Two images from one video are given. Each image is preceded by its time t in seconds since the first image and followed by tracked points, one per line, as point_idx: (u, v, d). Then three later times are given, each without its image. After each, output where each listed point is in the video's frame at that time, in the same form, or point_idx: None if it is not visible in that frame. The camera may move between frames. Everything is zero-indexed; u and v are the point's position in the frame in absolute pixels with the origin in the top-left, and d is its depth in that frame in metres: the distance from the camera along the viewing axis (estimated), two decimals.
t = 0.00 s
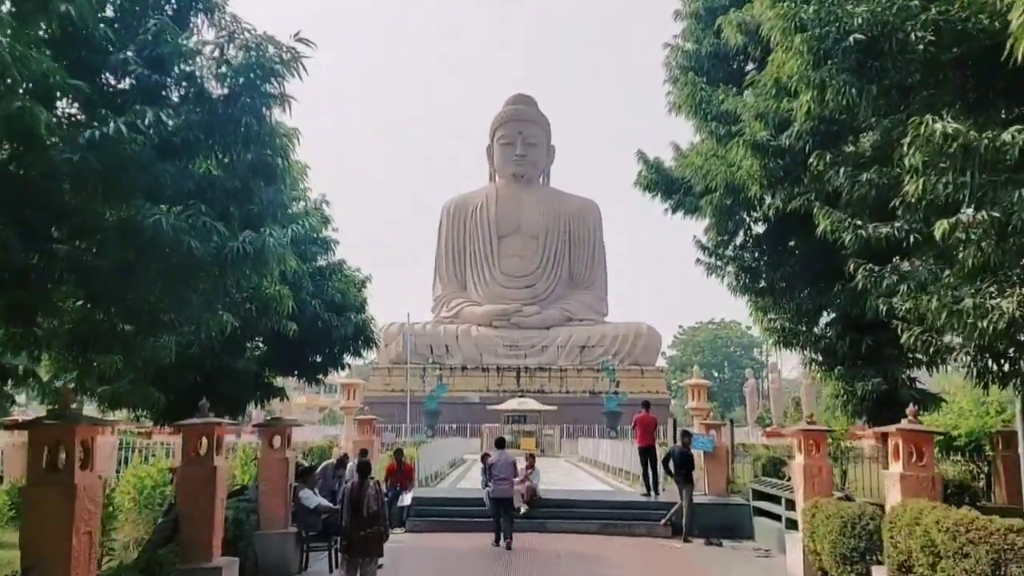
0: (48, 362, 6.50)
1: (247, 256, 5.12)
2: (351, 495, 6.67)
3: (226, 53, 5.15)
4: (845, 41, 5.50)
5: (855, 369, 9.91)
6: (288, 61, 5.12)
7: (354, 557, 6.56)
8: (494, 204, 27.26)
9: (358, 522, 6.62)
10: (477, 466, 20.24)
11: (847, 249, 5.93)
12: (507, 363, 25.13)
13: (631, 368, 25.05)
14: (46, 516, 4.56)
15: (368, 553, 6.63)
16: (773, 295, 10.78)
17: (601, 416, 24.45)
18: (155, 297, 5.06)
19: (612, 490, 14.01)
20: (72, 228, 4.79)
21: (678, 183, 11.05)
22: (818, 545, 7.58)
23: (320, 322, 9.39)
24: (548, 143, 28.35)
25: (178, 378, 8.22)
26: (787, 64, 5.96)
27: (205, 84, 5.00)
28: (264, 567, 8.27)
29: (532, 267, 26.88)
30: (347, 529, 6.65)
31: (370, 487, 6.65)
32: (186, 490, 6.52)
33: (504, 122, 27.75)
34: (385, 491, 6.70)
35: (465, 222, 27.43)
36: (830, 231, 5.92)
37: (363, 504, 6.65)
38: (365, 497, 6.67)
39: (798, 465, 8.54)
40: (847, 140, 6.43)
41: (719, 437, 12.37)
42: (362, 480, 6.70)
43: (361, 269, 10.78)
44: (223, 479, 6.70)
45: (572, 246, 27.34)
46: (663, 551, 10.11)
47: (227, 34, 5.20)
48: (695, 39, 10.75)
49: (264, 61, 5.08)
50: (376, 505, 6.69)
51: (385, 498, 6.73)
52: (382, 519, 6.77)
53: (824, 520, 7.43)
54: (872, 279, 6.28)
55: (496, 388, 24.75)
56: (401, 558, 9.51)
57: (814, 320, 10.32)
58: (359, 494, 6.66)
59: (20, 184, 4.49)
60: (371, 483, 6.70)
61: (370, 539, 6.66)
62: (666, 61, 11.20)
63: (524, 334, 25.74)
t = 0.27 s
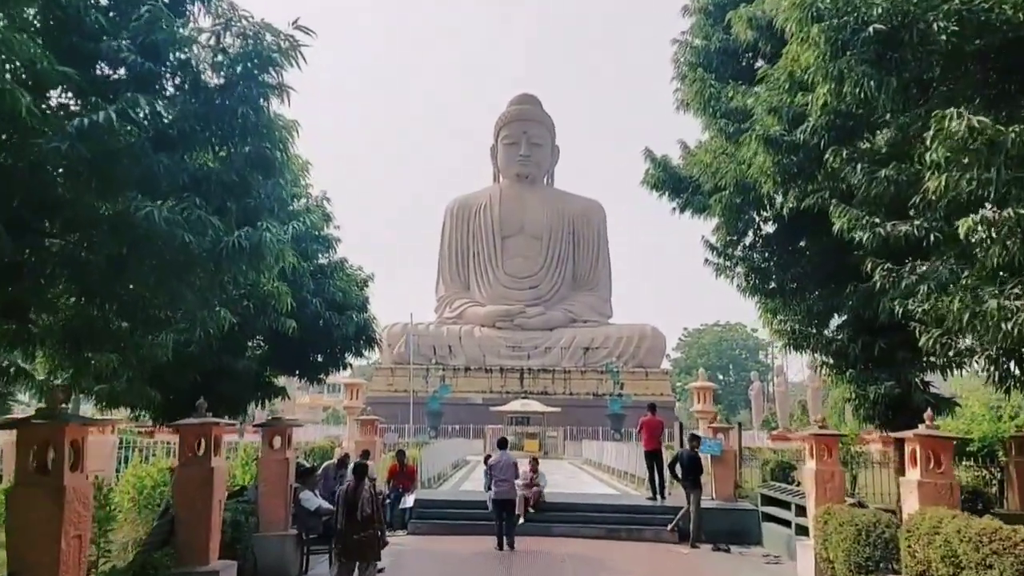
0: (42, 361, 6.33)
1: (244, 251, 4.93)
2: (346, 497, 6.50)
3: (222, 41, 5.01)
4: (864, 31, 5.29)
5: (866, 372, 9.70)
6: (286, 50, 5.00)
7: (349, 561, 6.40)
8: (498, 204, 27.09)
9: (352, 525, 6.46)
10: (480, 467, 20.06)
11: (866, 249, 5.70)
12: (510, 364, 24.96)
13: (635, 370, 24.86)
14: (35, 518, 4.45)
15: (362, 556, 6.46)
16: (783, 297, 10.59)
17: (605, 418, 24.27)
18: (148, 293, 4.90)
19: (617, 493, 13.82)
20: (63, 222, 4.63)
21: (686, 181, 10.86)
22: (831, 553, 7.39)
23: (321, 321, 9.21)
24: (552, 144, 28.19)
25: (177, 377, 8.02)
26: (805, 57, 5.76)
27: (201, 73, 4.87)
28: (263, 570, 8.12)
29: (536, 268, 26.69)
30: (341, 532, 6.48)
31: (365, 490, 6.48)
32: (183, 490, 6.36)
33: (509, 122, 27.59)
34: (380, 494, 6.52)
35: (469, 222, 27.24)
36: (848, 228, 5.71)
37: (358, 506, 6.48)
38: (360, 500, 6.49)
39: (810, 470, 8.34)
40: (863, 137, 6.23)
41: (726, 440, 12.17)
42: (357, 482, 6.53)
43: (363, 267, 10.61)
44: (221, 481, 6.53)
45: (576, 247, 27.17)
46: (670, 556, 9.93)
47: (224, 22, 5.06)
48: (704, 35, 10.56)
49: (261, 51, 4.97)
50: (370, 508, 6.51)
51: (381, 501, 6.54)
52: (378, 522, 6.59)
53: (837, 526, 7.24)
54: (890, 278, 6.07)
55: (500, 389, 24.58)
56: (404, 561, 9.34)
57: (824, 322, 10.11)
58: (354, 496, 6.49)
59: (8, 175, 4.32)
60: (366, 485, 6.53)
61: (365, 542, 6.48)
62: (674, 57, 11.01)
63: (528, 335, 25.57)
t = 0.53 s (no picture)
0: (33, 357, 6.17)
1: (237, 241, 4.77)
2: (337, 496, 6.32)
3: (217, 26, 4.85)
4: (880, 17, 5.12)
5: (874, 371, 9.54)
6: (283, 34, 4.85)
7: (338, 562, 6.22)
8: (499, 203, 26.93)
9: (343, 525, 6.27)
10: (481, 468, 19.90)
11: (879, 242, 5.54)
12: (511, 364, 24.80)
13: (637, 370, 24.71)
14: (20, 517, 4.34)
15: (352, 558, 6.28)
16: (789, 295, 10.42)
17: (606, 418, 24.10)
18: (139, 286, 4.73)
19: (620, 493, 13.66)
20: (52, 211, 4.50)
21: (691, 177, 10.69)
22: (840, 555, 7.23)
23: (320, 318, 9.04)
24: (554, 142, 28.02)
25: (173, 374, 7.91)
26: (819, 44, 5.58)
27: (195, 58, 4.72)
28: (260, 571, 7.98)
29: (538, 267, 26.53)
30: (330, 532, 6.30)
31: (358, 489, 6.30)
32: (176, 490, 6.20)
33: (511, 120, 27.41)
34: (373, 493, 6.33)
35: (470, 221, 27.07)
36: (862, 221, 5.54)
37: (350, 506, 6.29)
38: (352, 499, 6.30)
39: (818, 470, 8.18)
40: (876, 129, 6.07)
41: (730, 440, 12.00)
42: (350, 481, 6.35)
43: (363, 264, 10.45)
44: (216, 480, 6.37)
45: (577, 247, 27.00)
46: (674, 557, 9.77)
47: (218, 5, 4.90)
48: (709, 28, 10.38)
49: (257, 34, 4.82)
50: (362, 507, 6.32)
51: (374, 501, 6.36)
52: (370, 522, 6.40)
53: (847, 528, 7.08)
54: (905, 273, 5.90)
55: (501, 389, 24.42)
56: (403, 562, 9.18)
57: (831, 320, 9.95)
58: (346, 495, 6.31)
59: None
60: (360, 484, 6.34)
61: (355, 543, 6.29)
62: (679, 51, 10.84)
63: (529, 335, 25.41)
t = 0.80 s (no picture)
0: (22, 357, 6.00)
1: (230, 236, 4.63)
2: (330, 499, 6.14)
3: (210, 13, 4.71)
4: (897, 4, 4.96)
5: (882, 371, 9.37)
6: (278, 21, 4.73)
7: (330, 567, 6.01)
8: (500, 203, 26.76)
9: (336, 529, 6.07)
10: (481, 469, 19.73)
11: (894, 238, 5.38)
12: (512, 365, 24.63)
13: (638, 371, 24.54)
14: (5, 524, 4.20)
15: (344, 564, 6.07)
16: (795, 294, 10.25)
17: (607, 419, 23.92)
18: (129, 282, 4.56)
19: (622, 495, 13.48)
20: (36, 205, 4.32)
21: (695, 174, 10.53)
22: (850, 559, 7.07)
23: (318, 318, 8.85)
24: (554, 142, 27.85)
25: (168, 375, 7.87)
26: (832, 33, 5.42)
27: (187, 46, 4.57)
28: None
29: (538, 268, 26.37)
30: (323, 536, 6.10)
31: (351, 492, 6.12)
32: (170, 494, 6.04)
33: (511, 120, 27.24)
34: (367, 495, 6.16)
35: (470, 222, 26.89)
36: (877, 216, 5.38)
37: (344, 509, 6.11)
38: (346, 502, 6.12)
39: (826, 473, 8.02)
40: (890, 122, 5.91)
41: (734, 441, 11.84)
42: (343, 484, 6.17)
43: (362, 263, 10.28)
44: (210, 483, 6.20)
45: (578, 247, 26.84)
46: (679, 561, 9.59)
47: None
48: (714, 23, 10.22)
49: (251, 22, 4.69)
50: (356, 510, 6.13)
51: (368, 503, 6.18)
52: (363, 526, 6.21)
53: (857, 532, 6.90)
54: (919, 270, 5.73)
55: (501, 390, 24.25)
56: (402, 566, 9.00)
57: (837, 320, 9.79)
58: (339, 498, 6.13)
59: None
60: (353, 486, 6.17)
61: (348, 548, 6.09)
62: (683, 47, 10.67)
63: (530, 335, 25.25)
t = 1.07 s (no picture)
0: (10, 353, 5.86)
1: (223, 226, 4.52)
2: (319, 497, 6.01)
3: None
4: None
5: (885, 368, 9.24)
6: (270, 6, 4.67)
7: (319, 567, 5.87)
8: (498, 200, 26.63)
9: (324, 527, 5.94)
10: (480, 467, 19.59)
11: (903, 229, 5.27)
12: (510, 363, 24.50)
13: (637, 368, 24.41)
14: None
15: (332, 564, 5.91)
16: (797, 289, 10.12)
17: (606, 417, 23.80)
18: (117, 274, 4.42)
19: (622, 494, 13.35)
20: (20, 194, 4.17)
21: (696, 168, 10.39)
22: (855, 559, 6.94)
23: (314, 313, 8.71)
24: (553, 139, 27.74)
25: (162, 371, 7.77)
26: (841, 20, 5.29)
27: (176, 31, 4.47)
28: None
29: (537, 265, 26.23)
30: (312, 535, 5.97)
31: (340, 490, 5.97)
32: (161, 493, 5.91)
33: (510, 117, 27.08)
34: (355, 494, 5.98)
35: (469, 219, 26.74)
36: (885, 208, 5.26)
37: (332, 508, 5.96)
38: (334, 501, 5.97)
39: (831, 470, 7.89)
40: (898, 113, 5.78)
41: (735, 438, 11.71)
42: (332, 482, 6.02)
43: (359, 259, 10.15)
44: (202, 482, 6.06)
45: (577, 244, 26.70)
46: (680, 560, 9.47)
47: None
48: (716, 15, 10.08)
49: (242, 6, 4.63)
50: (345, 508, 5.98)
51: (357, 502, 6.00)
52: (353, 525, 6.05)
53: (862, 531, 6.77)
54: (928, 262, 5.60)
55: (499, 388, 24.12)
56: (399, 566, 8.87)
57: (840, 315, 9.66)
58: (328, 497, 5.99)
59: None
60: (342, 484, 6.02)
61: (337, 547, 5.94)
62: (684, 40, 10.53)
63: (529, 333, 25.12)
